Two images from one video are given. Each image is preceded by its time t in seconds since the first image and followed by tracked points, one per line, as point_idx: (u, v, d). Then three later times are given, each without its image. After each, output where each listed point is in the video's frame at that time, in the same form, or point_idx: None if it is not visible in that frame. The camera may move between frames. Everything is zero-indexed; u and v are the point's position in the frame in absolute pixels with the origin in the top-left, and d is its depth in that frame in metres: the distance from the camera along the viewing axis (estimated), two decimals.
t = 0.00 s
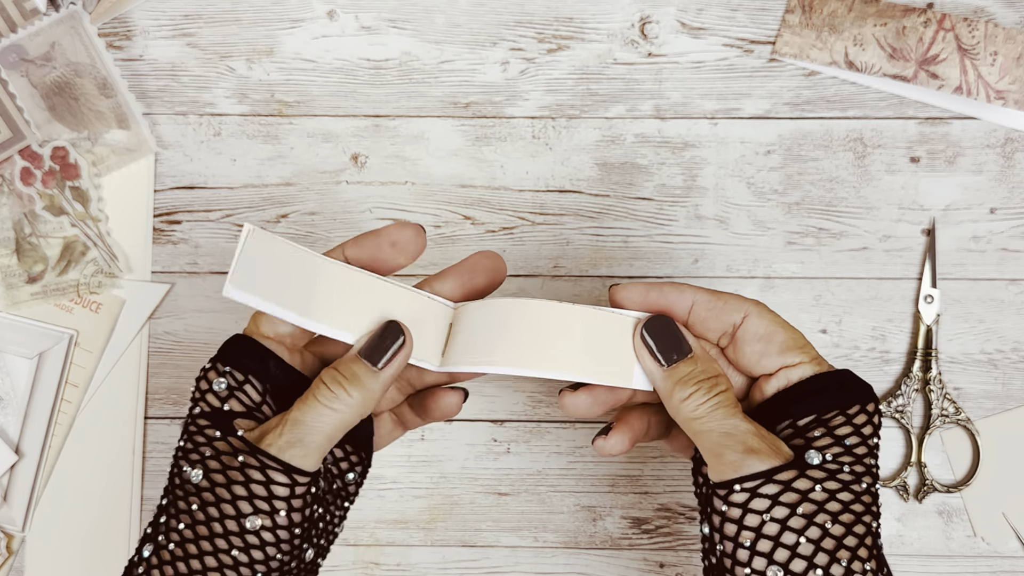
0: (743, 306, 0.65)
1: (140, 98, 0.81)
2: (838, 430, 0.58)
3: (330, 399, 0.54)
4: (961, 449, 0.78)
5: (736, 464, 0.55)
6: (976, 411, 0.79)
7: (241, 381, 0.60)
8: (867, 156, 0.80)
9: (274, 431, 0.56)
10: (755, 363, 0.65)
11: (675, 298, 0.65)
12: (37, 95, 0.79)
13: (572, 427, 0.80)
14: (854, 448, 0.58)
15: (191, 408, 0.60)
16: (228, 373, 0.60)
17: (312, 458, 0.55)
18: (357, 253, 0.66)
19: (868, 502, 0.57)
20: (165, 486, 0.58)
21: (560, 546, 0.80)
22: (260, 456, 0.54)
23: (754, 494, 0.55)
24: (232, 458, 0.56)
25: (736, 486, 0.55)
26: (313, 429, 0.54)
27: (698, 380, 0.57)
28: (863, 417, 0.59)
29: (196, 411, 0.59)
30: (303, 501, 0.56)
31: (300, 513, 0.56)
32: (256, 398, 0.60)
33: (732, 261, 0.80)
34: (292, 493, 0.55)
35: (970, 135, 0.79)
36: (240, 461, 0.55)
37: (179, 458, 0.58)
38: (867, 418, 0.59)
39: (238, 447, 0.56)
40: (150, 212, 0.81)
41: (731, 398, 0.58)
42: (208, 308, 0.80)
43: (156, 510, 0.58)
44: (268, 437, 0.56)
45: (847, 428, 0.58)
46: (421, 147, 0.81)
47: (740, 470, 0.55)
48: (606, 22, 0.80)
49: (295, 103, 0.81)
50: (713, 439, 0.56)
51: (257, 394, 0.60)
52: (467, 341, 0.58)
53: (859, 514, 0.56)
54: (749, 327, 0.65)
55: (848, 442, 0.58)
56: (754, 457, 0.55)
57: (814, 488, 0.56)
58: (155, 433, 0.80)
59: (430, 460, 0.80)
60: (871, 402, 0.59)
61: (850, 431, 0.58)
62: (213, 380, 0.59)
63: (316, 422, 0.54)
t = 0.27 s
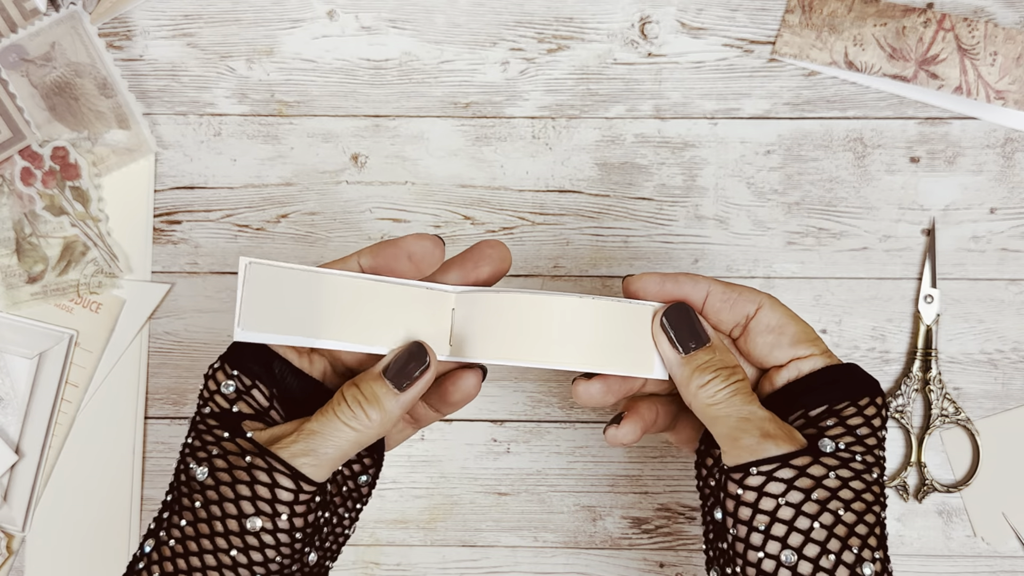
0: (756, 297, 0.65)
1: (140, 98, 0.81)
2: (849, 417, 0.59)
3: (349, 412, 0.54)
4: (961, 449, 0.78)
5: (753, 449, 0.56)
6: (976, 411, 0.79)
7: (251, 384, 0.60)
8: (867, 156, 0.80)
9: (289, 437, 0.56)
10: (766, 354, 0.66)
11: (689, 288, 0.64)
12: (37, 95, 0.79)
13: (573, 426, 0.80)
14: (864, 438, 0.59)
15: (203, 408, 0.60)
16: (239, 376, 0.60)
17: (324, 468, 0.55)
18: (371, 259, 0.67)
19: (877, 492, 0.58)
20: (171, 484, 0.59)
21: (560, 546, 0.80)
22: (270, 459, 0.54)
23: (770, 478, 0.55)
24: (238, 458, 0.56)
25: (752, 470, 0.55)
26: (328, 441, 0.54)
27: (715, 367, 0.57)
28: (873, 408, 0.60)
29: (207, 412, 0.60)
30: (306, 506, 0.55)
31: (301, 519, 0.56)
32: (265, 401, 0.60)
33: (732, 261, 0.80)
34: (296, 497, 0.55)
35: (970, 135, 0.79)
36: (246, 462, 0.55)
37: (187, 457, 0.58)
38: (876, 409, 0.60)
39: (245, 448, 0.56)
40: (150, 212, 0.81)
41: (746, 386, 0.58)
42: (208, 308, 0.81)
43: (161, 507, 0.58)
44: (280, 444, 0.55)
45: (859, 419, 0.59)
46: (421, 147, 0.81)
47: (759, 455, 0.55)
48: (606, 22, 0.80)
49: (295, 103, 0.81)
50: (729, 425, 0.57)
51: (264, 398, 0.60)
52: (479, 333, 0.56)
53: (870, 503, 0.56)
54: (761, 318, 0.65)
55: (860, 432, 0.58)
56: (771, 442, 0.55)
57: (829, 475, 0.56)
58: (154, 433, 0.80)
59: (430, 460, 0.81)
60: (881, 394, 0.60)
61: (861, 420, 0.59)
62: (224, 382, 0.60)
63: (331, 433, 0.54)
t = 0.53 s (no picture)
0: (756, 300, 0.65)
1: (140, 98, 0.81)
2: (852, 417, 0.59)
3: (351, 428, 0.54)
4: (961, 449, 0.78)
5: (767, 445, 0.55)
6: (976, 411, 0.79)
7: (252, 390, 0.60)
8: (867, 156, 0.80)
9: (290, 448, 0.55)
10: (766, 356, 0.66)
11: (690, 292, 0.64)
12: (37, 95, 0.79)
13: (573, 427, 0.80)
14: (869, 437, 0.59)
15: (203, 411, 0.60)
16: (242, 381, 0.60)
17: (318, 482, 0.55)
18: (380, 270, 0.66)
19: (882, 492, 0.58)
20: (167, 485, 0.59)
21: (560, 546, 0.80)
22: (265, 469, 0.54)
23: (785, 474, 0.55)
24: (235, 465, 0.56)
25: (767, 466, 0.55)
26: (326, 456, 0.54)
27: (723, 367, 0.58)
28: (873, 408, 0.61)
29: (207, 416, 0.60)
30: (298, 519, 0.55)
31: (292, 531, 0.55)
32: (265, 409, 0.60)
33: (732, 261, 0.80)
34: (290, 509, 0.54)
35: (970, 135, 0.79)
36: (242, 470, 0.55)
37: (184, 459, 0.58)
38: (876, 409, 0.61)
39: (242, 456, 0.56)
40: (150, 212, 0.81)
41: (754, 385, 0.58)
42: (208, 308, 0.81)
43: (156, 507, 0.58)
44: (278, 454, 0.55)
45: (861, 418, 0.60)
46: (421, 147, 0.81)
47: (773, 451, 0.55)
48: (606, 22, 0.80)
49: (295, 103, 0.81)
50: (740, 424, 0.56)
51: (265, 405, 0.60)
52: (478, 341, 0.57)
53: (877, 501, 0.56)
54: (762, 321, 0.65)
55: (864, 431, 0.59)
56: (785, 439, 0.56)
57: (840, 473, 0.56)
58: (154, 433, 0.80)
59: (430, 460, 0.81)
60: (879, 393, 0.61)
61: (864, 419, 0.59)
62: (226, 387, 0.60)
63: (331, 449, 0.54)
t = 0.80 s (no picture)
0: (755, 299, 0.65)
1: (140, 98, 0.81)
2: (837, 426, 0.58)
3: (359, 414, 0.53)
4: (961, 449, 0.78)
5: (734, 458, 0.55)
6: (976, 411, 0.79)
7: (259, 392, 0.59)
8: (867, 156, 0.80)
9: (299, 445, 0.54)
10: (764, 356, 0.65)
11: (689, 289, 0.65)
12: (37, 95, 0.79)
13: (573, 427, 0.80)
14: (853, 448, 0.58)
15: (209, 417, 0.59)
16: (248, 383, 0.59)
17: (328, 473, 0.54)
18: (383, 273, 0.65)
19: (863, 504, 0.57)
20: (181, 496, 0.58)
21: (560, 546, 0.80)
22: (281, 472, 0.54)
23: (749, 490, 0.55)
24: (251, 473, 0.55)
25: (731, 480, 0.55)
26: (337, 446, 0.53)
27: (704, 374, 0.57)
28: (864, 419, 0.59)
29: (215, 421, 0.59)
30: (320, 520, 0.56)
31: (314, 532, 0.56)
32: (273, 409, 0.59)
33: (732, 261, 0.80)
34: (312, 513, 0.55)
35: (970, 135, 0.79)
36: (258, 478, 0.55)
37: (197, 469, 0.58)
38: (867, 419, 0.59)
39: (257, 461, 0.55)
40: (150, 212, 0.81)
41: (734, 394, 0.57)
42: (208, 308, 0.81)
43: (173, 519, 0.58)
44: (288, 453, 0.54)
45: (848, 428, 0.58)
46: (421, 147, 0.81)
47: (738, 466, 0.55)
48: (606, 22, 0.80)
49: (295, 104, 0.81)
50: (712, 433, 0.56)
51: (272, 406, 0.59)
52: (479, 346, 0.57)
53: (853, 515, 0.56)
54: (761, 321, 0.65)
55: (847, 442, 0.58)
56: (751, 453, 0.55)
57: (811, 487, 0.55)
58: (154, 433, 0.80)
59: (430, 460, 0.81)
60: (873, 404, 0.60)
61: (849, 429, 0.58)
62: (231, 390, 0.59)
63: (343, 440, 0.53)
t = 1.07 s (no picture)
0: (721, 310, 0.59)
1: (140, 98, 0.81)
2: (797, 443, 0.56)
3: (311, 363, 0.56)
4: (961, 449, 0.78)
5: (688, 475, 0.55)
6: (976, 411, 0.79)
7: (254, 376, 0.59)
8: (867, 156, 0.80)
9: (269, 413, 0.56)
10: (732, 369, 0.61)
11: (654, 312, 0.59)
12: (37, 95, 0.79)
13: (573, 427, 0.80)
14: (814, 466, 0.56)
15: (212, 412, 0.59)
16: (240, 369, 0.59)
17: (313, 428, 0.56)
18: (381, 267, 0.65)
19: (827, 521, 0.56)
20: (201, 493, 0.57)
21: (560, 546, 0.80)
22: (270, 437, 0.54)
23: (701, 510, 0.54)
24: (258, 448, 0.55)
25: (684, 498, 0.55)
26: (302, 394, 0.55)
27: (676, 382, 0.57)
28: (830, 435, 0.57)
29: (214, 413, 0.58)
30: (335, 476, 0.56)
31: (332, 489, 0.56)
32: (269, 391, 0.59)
33: (731, 261, 0.80)
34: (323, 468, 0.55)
35: (970, 135, 0.79)
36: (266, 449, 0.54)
37: (207, 463, 0.57)
38: (831, 434, 0.57)
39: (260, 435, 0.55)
40: (150, 212, 0.81)
41: (711, 407, 0.56)
42: (208, 308, 0.81)
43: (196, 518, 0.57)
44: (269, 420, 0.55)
45: (808, 445, 0.56)
46: (421, 147, 0.81)
47: (692, 485, 0.55)
48: (606, 22, 0.80)
49: (295, 104, 0.81)
50: (675, 443, 0.56)
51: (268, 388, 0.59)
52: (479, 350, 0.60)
53: (812, 535, 0.55)
54: (728, 333, 0.60)
55: (807, 460, 0.56)
56: (706, 471, 0.54)
57: (762, 507, 0.54)
58: (154, 433, 0.80)
59: (429, 460, 0.81)
60: (841, 417, 0.57)
61: (811, 448, 0.56)
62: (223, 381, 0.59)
63: (303, 387, 0.55)
